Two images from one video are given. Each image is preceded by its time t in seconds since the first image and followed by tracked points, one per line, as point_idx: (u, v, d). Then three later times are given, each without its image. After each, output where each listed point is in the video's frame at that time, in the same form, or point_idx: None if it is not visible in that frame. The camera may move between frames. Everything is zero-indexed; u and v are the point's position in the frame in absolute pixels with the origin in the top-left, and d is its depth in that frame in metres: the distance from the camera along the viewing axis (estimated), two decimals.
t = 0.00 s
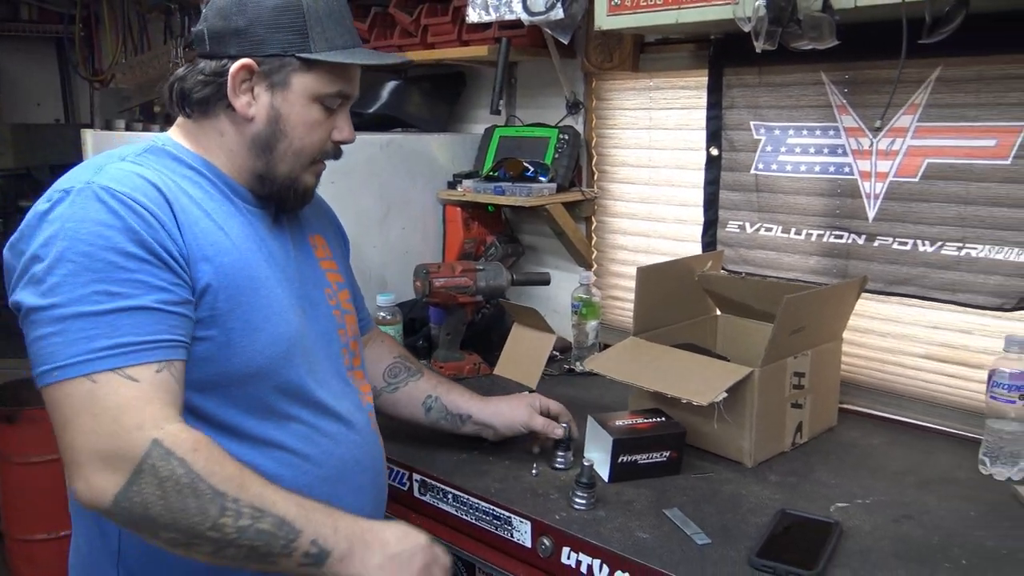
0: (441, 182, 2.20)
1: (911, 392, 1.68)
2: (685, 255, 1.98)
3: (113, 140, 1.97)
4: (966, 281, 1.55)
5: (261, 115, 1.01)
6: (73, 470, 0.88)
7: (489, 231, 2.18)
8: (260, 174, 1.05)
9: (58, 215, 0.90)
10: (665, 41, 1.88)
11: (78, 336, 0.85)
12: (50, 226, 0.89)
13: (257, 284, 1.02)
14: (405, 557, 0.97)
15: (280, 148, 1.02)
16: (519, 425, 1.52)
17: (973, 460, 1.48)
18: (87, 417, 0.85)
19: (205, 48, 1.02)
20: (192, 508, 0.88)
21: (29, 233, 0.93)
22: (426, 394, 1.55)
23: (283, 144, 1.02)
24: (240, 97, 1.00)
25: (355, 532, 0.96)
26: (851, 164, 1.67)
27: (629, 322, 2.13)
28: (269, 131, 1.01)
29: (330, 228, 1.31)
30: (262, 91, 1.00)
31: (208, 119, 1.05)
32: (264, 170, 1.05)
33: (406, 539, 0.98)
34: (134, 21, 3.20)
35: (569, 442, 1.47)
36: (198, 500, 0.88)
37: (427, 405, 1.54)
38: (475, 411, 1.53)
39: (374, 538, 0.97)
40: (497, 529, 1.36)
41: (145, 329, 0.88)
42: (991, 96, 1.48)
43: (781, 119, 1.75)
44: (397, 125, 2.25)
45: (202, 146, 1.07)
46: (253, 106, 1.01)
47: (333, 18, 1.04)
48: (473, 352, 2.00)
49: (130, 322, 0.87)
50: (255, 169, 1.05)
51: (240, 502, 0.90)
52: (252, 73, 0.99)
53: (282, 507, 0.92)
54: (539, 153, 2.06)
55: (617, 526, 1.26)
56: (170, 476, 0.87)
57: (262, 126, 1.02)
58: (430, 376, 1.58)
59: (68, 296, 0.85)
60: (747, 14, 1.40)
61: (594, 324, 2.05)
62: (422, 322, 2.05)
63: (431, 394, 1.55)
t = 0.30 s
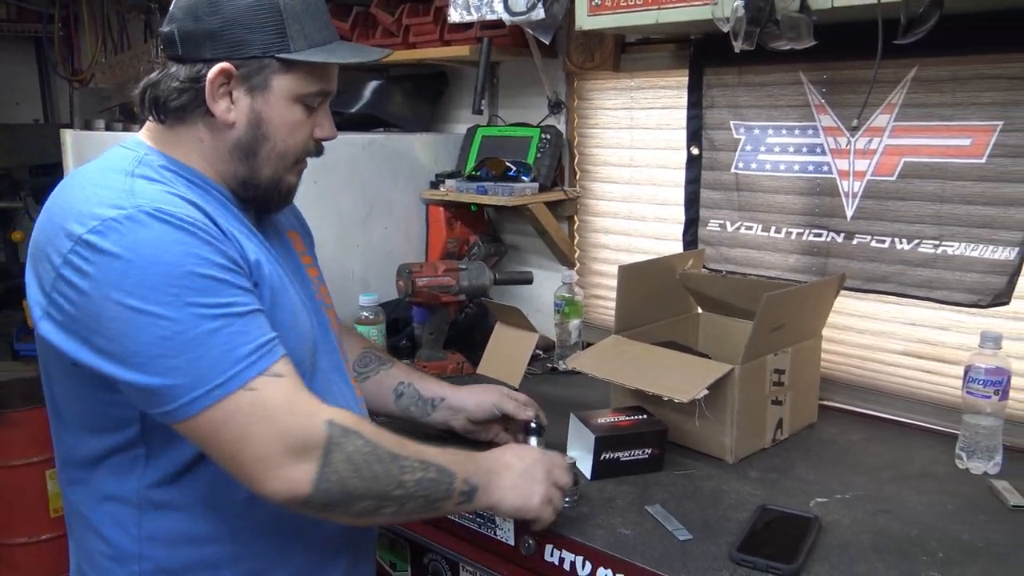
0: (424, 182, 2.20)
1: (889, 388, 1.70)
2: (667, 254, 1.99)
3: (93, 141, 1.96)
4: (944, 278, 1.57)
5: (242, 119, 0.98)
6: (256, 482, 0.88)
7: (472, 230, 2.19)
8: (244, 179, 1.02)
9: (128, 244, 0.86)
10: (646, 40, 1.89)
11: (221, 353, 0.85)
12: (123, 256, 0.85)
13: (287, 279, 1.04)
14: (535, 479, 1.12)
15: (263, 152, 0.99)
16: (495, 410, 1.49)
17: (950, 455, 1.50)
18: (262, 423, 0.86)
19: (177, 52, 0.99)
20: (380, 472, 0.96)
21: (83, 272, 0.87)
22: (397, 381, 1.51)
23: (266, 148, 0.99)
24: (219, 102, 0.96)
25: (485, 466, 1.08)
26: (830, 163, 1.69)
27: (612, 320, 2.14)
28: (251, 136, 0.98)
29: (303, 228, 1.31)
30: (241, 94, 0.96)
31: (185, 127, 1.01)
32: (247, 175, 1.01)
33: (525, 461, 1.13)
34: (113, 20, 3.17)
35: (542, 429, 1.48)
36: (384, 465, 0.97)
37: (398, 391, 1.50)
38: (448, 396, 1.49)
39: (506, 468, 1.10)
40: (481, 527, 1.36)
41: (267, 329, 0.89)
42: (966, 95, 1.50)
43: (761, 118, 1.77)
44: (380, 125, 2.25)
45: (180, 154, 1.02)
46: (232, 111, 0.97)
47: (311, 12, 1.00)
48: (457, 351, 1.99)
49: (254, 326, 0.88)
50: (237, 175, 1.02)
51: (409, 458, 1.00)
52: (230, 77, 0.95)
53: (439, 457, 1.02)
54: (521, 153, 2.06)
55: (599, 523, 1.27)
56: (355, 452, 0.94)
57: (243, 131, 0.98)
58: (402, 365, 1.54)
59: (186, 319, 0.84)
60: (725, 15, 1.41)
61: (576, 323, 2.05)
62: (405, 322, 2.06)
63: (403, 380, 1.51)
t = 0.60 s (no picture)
0: (413, 180, 2.19)
1: (876, 387, 1.71)
2: (656, 253, 2.00)
3: (78, 139, 1.95)
4: (931, 277, 1.58)
5: (247, 120, 0.97)
6: (296, 487, 0.90)
7: (460, 229, 2.19)
8: (247, 178, 1.02)
9: (171, 251, 0.85)
10: (635, 40, 1.90)
11: (268, 361, 0.86)
12: (167, 263, 0.85)
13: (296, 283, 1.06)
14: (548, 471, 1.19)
15: (269, 152, 0.99)
16: (455, 382, 1.52)
17: (937, 453, 1.51)
18: (309, 428, 0.89)
19: (175, 51, 0.96)
20: (412, 473, 1.01)
21: (122, 280, 0.86)
22: (359, 364, 1.51)
23: (272, 148, 0.99)
24: (224, 103, 0.95)
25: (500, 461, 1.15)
26: (818, 163, 1.69)
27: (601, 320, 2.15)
28: (256, 137, 0.98)
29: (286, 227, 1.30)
30: (246, 95, 0.95)
31: (187, 127, 1.00)
32: (251, 175, 1.01)
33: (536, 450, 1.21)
34: (100, 17, 3.15)
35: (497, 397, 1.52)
36: (416, 468, 1.02)
37: (359, 374, 1.50)
38: (408, 374, 1.51)
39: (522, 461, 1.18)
40: (470, 527, 1.36)
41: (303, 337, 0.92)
42: (952, 95, 1.51)
43: (749, 118, 1.77)
44: (369, 124, 2.25)
45: (184, 156, 1.01)
46: (237, 111, 0.96)
47: (312, 7, 0.99)
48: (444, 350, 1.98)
49: (292, 334, 0.90)
50: (241, 175, 1.01)
51: (437, 460, 1.05)
52: (235, 77, 0.94)
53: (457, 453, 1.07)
54: (510, 152, 2.06)
55: (588, 522, 1.27)
56: (390, 455, 0.99)
57: (248, 131, 0.97)
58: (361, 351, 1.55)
59: (233, 328, 0.85)
60: (713, 15, 1.41)
61: (565, 322, 2.04)
62: (394, 321, 2.04)
63: (364, 364, 1.52)
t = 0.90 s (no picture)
0: (404, 178, 2.19)
1: (866, 383, 1.72)
2: (647, 250, 2.00)
3: (68, 137, 1.94)
4: (920, 274, 1.58)
5: (233, 115, 0.96)
6: (237, 512, 0.89)
7: (451, 227, 2.19)
8: (236, 175, 1.01)
9: (137, 254, 0.85)
10: (626, 37, 1.90)
11: (221, 375, 0.85)
12: (132, 266, 0.84)
13: (283, 289, 1.05)
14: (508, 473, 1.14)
15: (256, 147, 0.98)
16: (445, 371, 1.51)
17: (926, 449, 1.52)
18: (250, 452, 0.87)
19: (162, 47, 0.96)
20: (358, 495, 0.99)
21: (88, 279, 0.85)
22: (350, 358, 1.49)
23: (259, 143, 0.98)
24: (210, 97, 0.94)
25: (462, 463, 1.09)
26: (808, 160, 1.70)
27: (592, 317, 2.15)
28: (243, 132, 0.97)
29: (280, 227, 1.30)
30: (232, 89, 0.95)
31: (174, 123, 0.99)
32: (239, 171, 1.00)
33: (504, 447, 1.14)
34: (89, 15, 3.12)
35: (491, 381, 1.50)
36: (362, 492, 0.99)
37: (350, 368, 1.48)
38: (399, 366, 1.51)
39: (487, 463, 1.11)
40: (462, 524, 1.36)
41: (267, 351, 0.91)
42: (941, 93, 1.52)
43: (740, 116, 1.78)
44: (359, 121, 2.24)
45: (171, 152, 1.00)
46: (223, 106, 0.95)
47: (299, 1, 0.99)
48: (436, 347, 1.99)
49: (255, 348, 0.89)
50: (230, 171, 1.01)
51: (388, 476, 1.02)
52: (219, 71, 0.93)
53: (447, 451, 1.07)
54: (501, 150, 2.06)
55: (580, 519, 1.27)
56: (335, 479, 0.96)
57: (234, 126, 0.97)
58: (352, 345, 1.53)
59: (190, 339, 0.84)
60: (704, 13, 1.41)
61: (557, 320, 2.05)
62: (385, 319, 2.04)
63: (355, 358, 1.49)
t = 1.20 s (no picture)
0: (397, 179, 2.19)
1: (857, 383, 1.73)
2: (639, 251, 2.01)
3: (59, 138, 1.93)
4: (911, 274, 1.59)
5: (209, 113, 0.96)
6: (197, 516, 0.88)
7: (445, 228, 2.19)
8: (218, 175, 1.00)
9: (104, 255, 0.84)
10: (618, 38, 1.90)
11: (183, 375, 0.84)
12: (98, 266, 0.84)
13: (264, 290, 1.03)
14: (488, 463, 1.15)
15: (234, 145, 0.97)
16: (440, 368, 1.49)
17: (917, 448, 1.53)
18: (208, 454, 0.86)
19: (143, 49, 0.97)
20: (322, 497, 0.97)
21: (58, 280, 0.86)
22: (347, 355, 1.50)
23: (236, 140, 0.96)
24: (185, 96, 0.94)
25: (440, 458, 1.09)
26: (800, 161, 1.71)
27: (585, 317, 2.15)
28: (219, 129, 0.96)
29: (277, 227, 1.30)
30: (207, 87, 0.94)
31: (155, 122, 0.99)
32: (219, 171, 0.99)
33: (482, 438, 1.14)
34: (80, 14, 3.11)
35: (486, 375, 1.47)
36: (326, 493, 0.97)
37: (348, 365, 1.49)
38: (396, 362, 1.51)
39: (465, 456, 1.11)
40: (455, 524, 1.36)
41: (235, 353, 0.89)
42: (931, 94, 1.53)
43: (732, 116, 1.79)
44: (352, 121, 2.24)
45: (154, 152, 1.00)
46: (199, 105, 0.95)
47: None
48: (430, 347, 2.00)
49: (221, 351, 0.87)
50: (211, 171, 1.00)
51: (355, 477, 1.00)
52: (193, 69, 0.93)
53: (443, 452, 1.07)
54: (494, 150, 2.06)
55: (574, 519, 1.27)
56: (296, 482, 0.94)
57: (211, 124, 0.96)
58: (351, 341, 1.54)
59: (149, 340, 0.83)
60: (696, 14, 1.42)
61: (550, 320, 2.05)
62: (379, 320, 2.05)
63: (352, 355, 1.50)
